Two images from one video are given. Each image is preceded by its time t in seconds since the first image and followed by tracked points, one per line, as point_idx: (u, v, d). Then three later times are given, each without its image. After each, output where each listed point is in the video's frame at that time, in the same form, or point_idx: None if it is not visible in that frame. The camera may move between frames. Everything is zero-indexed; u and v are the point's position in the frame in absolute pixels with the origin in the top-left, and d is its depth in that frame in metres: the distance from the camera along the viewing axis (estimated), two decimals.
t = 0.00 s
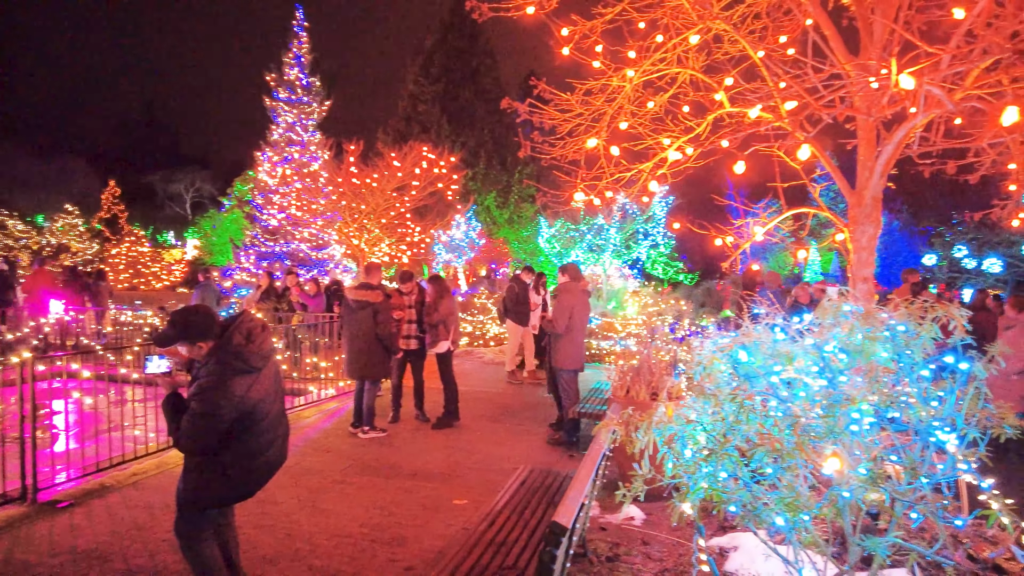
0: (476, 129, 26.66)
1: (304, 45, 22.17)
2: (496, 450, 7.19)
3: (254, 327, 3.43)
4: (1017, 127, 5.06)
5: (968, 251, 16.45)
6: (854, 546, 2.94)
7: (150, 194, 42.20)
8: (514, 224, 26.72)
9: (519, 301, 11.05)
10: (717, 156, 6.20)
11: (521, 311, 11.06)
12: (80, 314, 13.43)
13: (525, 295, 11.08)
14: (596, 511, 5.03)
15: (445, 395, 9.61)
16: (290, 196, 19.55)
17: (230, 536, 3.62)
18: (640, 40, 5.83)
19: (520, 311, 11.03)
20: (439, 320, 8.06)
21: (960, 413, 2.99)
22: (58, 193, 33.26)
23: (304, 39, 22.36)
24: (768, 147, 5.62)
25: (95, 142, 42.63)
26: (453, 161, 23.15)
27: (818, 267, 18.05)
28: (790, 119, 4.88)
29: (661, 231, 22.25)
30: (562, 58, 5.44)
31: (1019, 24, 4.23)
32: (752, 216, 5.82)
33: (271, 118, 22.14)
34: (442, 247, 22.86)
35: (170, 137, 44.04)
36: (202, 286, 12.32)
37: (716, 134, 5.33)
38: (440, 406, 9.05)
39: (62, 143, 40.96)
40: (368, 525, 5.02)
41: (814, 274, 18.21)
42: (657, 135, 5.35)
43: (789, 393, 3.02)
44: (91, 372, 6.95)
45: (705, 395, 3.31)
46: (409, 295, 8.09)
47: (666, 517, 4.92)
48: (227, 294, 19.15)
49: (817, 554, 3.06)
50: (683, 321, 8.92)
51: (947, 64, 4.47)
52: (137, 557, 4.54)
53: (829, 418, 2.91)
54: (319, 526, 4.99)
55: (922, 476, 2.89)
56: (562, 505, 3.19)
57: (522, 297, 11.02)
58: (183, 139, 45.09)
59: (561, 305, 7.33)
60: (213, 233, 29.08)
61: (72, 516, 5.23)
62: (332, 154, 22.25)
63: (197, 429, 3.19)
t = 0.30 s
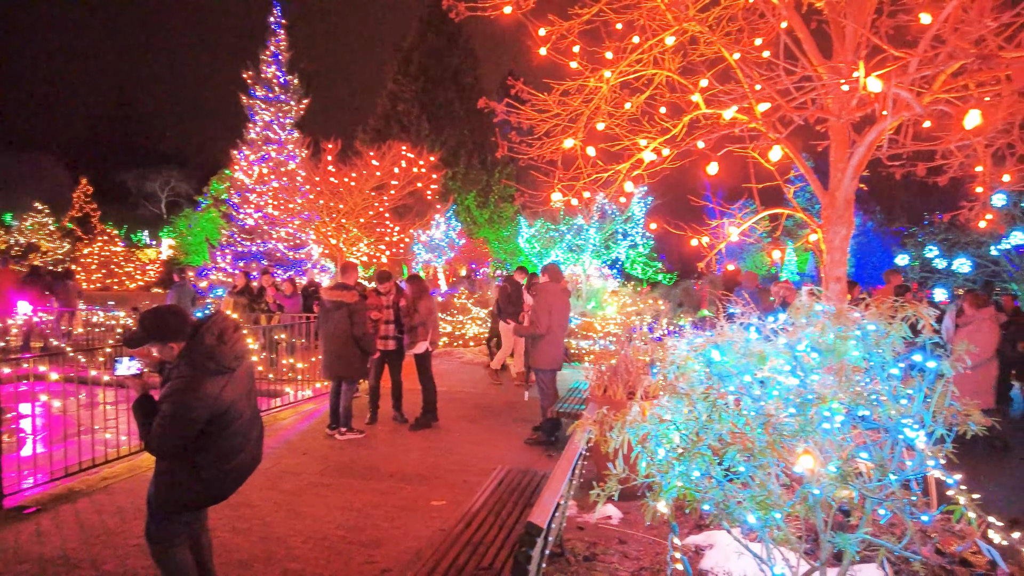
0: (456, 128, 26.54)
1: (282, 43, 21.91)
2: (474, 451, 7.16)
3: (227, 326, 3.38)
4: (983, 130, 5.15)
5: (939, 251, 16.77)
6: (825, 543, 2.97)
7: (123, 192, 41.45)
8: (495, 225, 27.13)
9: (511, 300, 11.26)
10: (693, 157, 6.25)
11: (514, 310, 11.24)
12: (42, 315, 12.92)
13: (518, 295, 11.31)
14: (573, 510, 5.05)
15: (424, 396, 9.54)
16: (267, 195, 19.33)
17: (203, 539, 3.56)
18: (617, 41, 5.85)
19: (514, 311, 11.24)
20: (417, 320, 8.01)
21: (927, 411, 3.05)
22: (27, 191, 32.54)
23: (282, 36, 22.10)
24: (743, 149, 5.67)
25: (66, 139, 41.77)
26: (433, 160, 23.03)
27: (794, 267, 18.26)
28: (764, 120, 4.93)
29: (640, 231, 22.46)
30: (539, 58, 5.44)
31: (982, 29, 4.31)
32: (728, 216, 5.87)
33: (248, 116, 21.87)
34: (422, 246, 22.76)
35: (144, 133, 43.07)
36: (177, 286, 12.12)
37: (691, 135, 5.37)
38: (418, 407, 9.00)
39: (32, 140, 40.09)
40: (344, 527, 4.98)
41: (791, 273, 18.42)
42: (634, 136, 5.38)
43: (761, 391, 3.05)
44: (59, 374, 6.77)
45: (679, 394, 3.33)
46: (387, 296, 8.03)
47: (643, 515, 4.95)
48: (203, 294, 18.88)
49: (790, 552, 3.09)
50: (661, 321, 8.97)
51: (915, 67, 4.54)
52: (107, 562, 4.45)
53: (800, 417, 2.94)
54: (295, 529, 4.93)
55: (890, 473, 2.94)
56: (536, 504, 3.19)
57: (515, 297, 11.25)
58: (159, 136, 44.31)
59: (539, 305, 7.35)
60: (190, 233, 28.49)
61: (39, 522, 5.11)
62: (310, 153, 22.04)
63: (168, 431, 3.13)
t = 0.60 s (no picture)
0: (437, 128, 26.48)
1: (260, 40, 21.68)
2: (454, 451, 7.16)
3: (197, 320, 3.35)
4: (952, 132, 5.23)
5: (912, 251, 17.08)
6: (797, 539, 3.01)
7: (98, 192, 40.75)
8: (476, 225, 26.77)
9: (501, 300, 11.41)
10: (670, 159, 6.29)
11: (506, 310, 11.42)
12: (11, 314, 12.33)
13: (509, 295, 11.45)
14: (552, 509, 5.07)
15: (404, 397, 9.51)
16: (245, 194, 19.11)
17: (180, 541, 3.51)
18: (595, 42, 5.88)
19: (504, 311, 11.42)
20: (397, 320, 7.99)
21: (896, 408, 3.11)
22: None
23: (261, 34, 21.87)
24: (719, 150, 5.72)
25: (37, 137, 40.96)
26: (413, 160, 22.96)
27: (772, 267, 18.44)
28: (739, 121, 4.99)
29: (620, 231, 22.62)
30: (517, 58, 5.45)
31: (948, 35, 4.41)
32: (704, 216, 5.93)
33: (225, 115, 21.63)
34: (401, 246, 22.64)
35: (119, 131, 42.09)
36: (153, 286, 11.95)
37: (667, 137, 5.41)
38: (398, 408, 8.96)
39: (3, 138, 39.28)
40: (322, 529, 4.95)
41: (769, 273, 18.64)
42: (611, 137, 5.41)
43: (734, 390, 3.07)
44: (30, 376, 6.63)
45: (653, 394, 3.34)
46: (366, 296, 7.99)
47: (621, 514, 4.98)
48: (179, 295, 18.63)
49: (763, 548, 3.12)
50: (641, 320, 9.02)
51: (885, 71, 4.61)
52: (78, 568, 4.37)
53: (772, 415, 2.98)
54: (271, 531, 4.89)
55: (860, 469, 3.00)
56: (512, 504, 3.19)
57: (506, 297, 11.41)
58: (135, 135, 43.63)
59: (519, 305, 7.36)
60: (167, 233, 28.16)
61: (8, 528, 5.01)
62: (289, 152, 21.86)
63: (138, 426, 3.07)
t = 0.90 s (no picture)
0: (419, 127, 26.38)
1: (240, 38, 21.45)
2: (435, 452, 7.14)
3: (165, 301, 3.37)
4: (925, 136, 5.31)
5: (888, 252, 17.34)
6: (772, 537, 3.04)
7: (75, 190, 40.11)
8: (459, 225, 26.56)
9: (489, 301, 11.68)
10: (649, 160, 6.33)
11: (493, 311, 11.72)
12: None
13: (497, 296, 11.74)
14: (533, 509, 5.09)
15: (385, 398, 9.46)
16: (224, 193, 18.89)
17: (157, 545, 3.47)
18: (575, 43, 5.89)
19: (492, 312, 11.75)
20: (378, 321, 7.95)
21: (869, 407, 3.15)
22: None
23: (240, 31, 21.63)
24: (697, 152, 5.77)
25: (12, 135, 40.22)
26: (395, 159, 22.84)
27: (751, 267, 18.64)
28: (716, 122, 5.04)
29: (602, 231, 22.72)
30: (497, 58, 5.45)
31: (919, 41, 4.48)
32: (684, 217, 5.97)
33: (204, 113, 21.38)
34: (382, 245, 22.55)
35: (96, 128, 41.16)
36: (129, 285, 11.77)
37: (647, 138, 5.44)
38: (379, 409, 8.92)
39: None
40: (301, 531, 4.92)
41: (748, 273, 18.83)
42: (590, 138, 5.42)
43: (711, 389, 3.10)
44: None
45: (630, 393, 3.36)
46: (347, 296, 7.94)
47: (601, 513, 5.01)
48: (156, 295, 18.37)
49: (739, 545, 3.15)
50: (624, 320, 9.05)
51: (858, 76, 4.67)
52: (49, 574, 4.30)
53: (747, 415, 3.01)
54: (249, 534, 4.85)
55: (834, 467, 3.05)
56: (490, 504, 3.19)
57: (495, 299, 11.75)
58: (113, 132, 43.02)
59: (500, 305, 7.37)
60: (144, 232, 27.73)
61: None
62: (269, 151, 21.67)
63: (103, 400, 3.04)
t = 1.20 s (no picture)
0: (402, 127, 26.27)
1: (220, 35, 21.23)
2: (417, 453, 7.11)
3: (129, 294, 3.33)
4: (899, 138, 5.40)
5: (867, 252, 17.58)
6: (750, 533, 3.07)
7: (50, 190, 39.42)
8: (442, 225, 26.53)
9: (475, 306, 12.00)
10: (630, 161, 6.37)
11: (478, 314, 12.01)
12: None
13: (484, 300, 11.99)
14: (516, 509, 5.09)
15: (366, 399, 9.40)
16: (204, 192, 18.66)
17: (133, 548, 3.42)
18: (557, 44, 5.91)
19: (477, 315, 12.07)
20: (360, 321, 7.92)
21: (846, 405, 3.20)
22: None
23: (221, 29, 21.40)
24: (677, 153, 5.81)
25: None
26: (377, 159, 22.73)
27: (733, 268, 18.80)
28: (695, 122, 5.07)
29: (585, 232, 22.77)
30: (479, 57, 5.46)
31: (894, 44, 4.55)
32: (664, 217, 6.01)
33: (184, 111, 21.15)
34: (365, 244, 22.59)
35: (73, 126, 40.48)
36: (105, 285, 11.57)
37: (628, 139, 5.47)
38: (361, 410, 8.87)
39: None
40: (283, 533, 4.88)
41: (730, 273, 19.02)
42: (572, 139, 5.43)
43: (690, 388, 3.12)
44: None
45: (609, 392, 3.38)
46: (328, 296, 7.89)
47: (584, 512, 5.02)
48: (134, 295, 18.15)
49: (718, 542, 3.18)
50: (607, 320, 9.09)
51: (834, 78, 4.73)
52: None
53: (726, 413, 3.04)
54: (228, 536, 4.80)
55: (811, 465, 3.09)
56: (471, 503, 3.19)
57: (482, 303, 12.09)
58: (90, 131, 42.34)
59: (483, 305, 7.38)
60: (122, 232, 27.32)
61: None
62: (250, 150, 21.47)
63: (45, 385, 2.99)
